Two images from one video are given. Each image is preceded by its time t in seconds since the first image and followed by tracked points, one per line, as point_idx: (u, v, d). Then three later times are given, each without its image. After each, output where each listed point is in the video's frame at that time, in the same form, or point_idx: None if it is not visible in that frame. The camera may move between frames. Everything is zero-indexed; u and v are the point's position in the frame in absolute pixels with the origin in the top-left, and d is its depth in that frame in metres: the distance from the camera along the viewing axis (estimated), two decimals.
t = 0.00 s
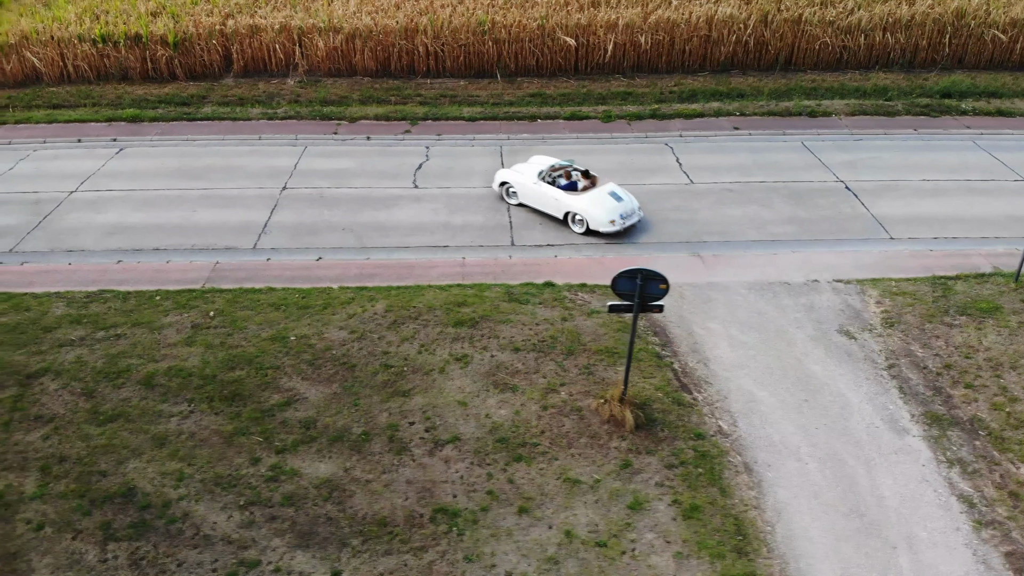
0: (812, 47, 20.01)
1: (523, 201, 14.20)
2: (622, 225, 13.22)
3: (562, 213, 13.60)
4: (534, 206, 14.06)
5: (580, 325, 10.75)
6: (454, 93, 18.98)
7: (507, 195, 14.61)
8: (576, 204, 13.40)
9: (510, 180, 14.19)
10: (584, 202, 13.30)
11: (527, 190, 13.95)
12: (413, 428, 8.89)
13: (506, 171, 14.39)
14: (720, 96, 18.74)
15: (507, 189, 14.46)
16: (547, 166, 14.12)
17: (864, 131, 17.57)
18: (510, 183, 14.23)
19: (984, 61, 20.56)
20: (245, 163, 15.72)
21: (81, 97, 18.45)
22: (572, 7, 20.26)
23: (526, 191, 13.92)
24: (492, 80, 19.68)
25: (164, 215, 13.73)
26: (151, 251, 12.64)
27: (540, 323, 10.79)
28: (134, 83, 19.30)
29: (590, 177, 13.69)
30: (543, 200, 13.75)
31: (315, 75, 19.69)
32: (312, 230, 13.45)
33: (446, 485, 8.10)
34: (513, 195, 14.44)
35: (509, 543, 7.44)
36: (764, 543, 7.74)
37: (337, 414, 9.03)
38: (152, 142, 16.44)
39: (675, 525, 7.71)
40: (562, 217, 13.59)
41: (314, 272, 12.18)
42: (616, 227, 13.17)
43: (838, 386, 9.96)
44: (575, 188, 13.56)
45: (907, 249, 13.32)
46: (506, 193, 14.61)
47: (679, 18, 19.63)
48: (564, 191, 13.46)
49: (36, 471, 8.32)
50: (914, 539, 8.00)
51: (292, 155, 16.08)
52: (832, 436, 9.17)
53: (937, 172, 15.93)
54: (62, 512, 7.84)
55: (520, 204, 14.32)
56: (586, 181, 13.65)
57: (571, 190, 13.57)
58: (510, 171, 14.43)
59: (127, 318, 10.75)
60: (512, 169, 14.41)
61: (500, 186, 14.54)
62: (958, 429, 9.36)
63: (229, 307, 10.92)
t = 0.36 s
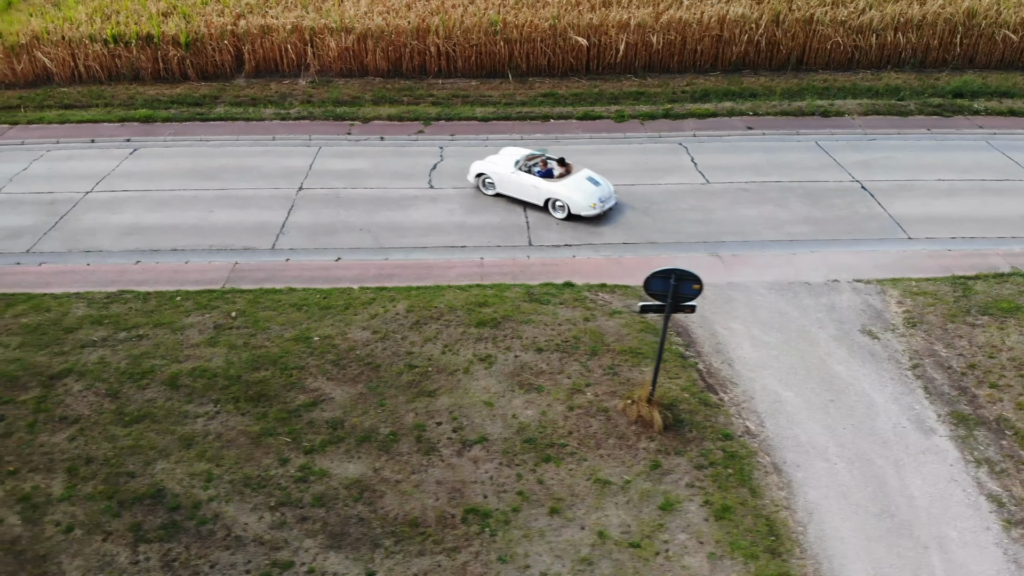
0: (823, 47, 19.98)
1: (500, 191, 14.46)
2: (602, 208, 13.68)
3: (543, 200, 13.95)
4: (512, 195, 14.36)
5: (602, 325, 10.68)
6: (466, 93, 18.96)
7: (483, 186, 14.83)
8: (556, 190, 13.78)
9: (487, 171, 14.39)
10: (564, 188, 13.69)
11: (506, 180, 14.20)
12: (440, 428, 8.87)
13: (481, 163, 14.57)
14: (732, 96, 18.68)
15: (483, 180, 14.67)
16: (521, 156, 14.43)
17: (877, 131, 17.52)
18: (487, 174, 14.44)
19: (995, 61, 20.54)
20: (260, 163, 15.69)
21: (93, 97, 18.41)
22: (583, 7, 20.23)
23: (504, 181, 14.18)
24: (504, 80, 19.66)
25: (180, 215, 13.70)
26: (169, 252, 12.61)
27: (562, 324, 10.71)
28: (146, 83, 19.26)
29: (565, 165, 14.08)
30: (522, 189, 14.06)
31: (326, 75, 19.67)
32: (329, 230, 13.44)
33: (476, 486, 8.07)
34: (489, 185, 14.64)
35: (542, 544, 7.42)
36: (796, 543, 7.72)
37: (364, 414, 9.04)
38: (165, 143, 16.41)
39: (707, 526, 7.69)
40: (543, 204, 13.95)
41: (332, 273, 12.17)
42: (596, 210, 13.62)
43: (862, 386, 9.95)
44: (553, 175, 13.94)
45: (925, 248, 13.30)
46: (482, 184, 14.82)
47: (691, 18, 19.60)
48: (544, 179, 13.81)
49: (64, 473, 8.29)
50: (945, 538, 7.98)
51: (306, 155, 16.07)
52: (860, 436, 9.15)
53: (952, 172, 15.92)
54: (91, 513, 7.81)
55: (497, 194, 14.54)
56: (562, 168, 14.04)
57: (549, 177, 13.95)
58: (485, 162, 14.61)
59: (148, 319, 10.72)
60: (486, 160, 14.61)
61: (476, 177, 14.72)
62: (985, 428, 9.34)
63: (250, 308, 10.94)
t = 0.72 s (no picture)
0: (835, 47, 19.97)
1: (473, 183, 14.70)
2: (577, 193, 14.13)
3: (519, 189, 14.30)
4: (486, 186, 14.63)
5: (627, 326, 10.59)
6: (479, 93, 18.93)
7: (455, 180, 15.01)
8: (532, 179, 14.15)
9: (460, 164, 14.59)
10: (540, 175, 14.07)
11: (480, 172, 14.47)
12: (469, 429, 8.84)
13: (453, 157, 14.75)
14: (746, 96, 18.65)
15: (455, 173, 14.83)
16: (490, 148, 14.73)
17: (892, 131, 17.50)
18: (460, 168, 14.63)
19: (1007, 60, 20.51)
20: (275, 163, 15.67)
21: (106, 98, 18.39)
22: (596, 7, 20.21)
23: (478, 172, 14.42)
24: (516, 80, 19.62)
25: (199, 216, 13.67)
26: (189, 252, 12.59)
27: (586, 324, 10.61)
28: (158, 83, 19.24)
29: (536, 154, 14.47)
30: (497, 179, 14.35)
31: (339, 75, 19.67)
32: (350, 230, 13.59)
33: (509, 486, 8.04)
34: (461, 179, 14.85)
35: (578, 545, 7.39)
36: (832, 544, 7.71)
37: (392, 414, 9.05)
38: (180, 143, 16.39)
39: (742, 527, 7.67)
40: (518, 193, 14.29)
41: (355, 274, 12.31)
42: (571, 195, 14.05)
43: (890, 386, 9.93)
44: (526, 165, 14.30)
45: (944, 248, 13.28)
46: (453, 178, 14.99)
47: (704, 17, 19.56)
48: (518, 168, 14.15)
49: (94, 474, 8.27)
50: (979, 538, 7.96)
51: (321, 156, 16.05)
52: (889, 437, 9.14)
53: (968, 172, 15.89)
54: (123, 514, 7.78)
55: (469, 186, 14.77)
56: (534, 157, 14.43)
57: (522, 166, 14.30)
58: (456, 156, 14.80)
59: (172, 319, 10.70)
60: (457, 154, 14.80)
61: (448, 171, 14.87)
62: (1014, 428, 9.32)
63: (274, 309, 10.99)
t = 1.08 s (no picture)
0: (847, 47, 19.96)
1: (446, 177, 14.86)
2: (551, 181, 14.45)
3: (493, 180, 14.53)
4: (459, 179, 14.81)
5: (650, 325, 10.53)
6: (491, 93, 18.90)
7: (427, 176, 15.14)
8: (506, 169, 14.41)
9: (433, 159, 14.74)
10: (514, 166, 14.35)
11: (452, 166, 14.65)
12: (497, 428, 8.81)
13: (425, 153, 14.89)
14: (758, 95, 18.63)
15: (428, 169, 14.96)
16: (460, 143, 14.95)
17: (905, 131, 17.49)
18: (433, 163, 14.77)
19: (1018, 60, 20.48)
20: (290, 163, 15.65)
21: (118, 97, 18.37)
22: (607, 7, 20.20)
23: (451, 166, 14.60)
24: (528, 80, 19.61)
25: (215, 216, 13.65)
26: (208, 252, 12.58)
27: (609, 324, 10.53)
28: (170, 83, 19.23)
29: (507, 147, 14.76)
30: (471, 172, 14.55)
31: (350, 75, 19.68)
32: (366, 230, 13.61)
33: (539, 486, 8.01)
34: (434, 174, 15.00)
35: (612, 545, 7.38)
36: (864, 543, 7.69)
37: (420, 413, 9.07)
38: (194, 143, 16.38)
39: (775, 526, 7.66)
40: (493, 184, 14.52)
41: (374, 273, 12.36)
42: (546, 184, 14.36)
43: (915, 386, 9.92)
44: (498, 156, 14.56)
45: (962, 248, 13.26)
46: (426, 174, 15.11)
47: (716, 17, 19.53)
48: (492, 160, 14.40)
49: (122, 474, 8.25)
50: (1010, 537, 7.94)
51: (336, 156, 16.04)
52: (916, 436, 9.13)
53: (982, 172, 15.88)
54: (154, 514, 7.77)
55: (442, 181, 14.91)
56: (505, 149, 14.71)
57: (495, 159, 14.55)
58: (428, 152, 14.95)
59: (194, 319, 10.70)
60: (428, 150, 14.95)
61: (420, 168, 15.00)
62: None
63: (296, 309, 11.04)
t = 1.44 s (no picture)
0: (861, 47, 19.95)
1: (412, 173, 15.01)
2: (517, 171, 14.87)
3: (462, 174, 14.81)
4: (426, 174, 15.01)
5: (678, 325, 10.48)
6: (506, 93, 18.86)
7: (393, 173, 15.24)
8: (474, 162, 14.72)
9: (399, 156, 14.86)
10: (482, 159, 14.67)
11: (419, 161, 14.84)
12: (531, 428, 8.75)
13: (390, 150, 15.00)
14: (774, 95, 18.60)
15: (394, 166, 15.06)
16: (423, 139, 15.15)
17: (921, 131, 17.47)
18: (399, 160, 14.90)
19: None
20: (308, 163, 15.63)
21: (133, 97, 18.35)
22: (621, 7, 20.17)
23: (419, 161, 14.78)
24: (542, 80, 19.59)
25: (236, 216, 13.65)
26: (230, 252, 12.59)
27: (638, 324, 10.44)
28: (184, 83, 19.21)
29: (470, 140, 15.07)
30: (438, 166, 14.78)
31: (364, 75, 19.68)
32: (387, 230, 13.62)
33: (577, 486, 7.98)
34: (400, 170, 15.12)
35: (653, 546, 7.37)
36: (904, 543, 7.68)
37: (452, 413, 9.06)
38: (211, 143, 16.36)
39: (815, 526, 7.65)
40: (461, 177, 14.78)
41: (397, 273, 12.37)
42: (513, 174, 14.78)
43: (945, 386, 9.91)
44: (464, 150, 14.86)
45: (985, 248, 13.24)
46: (391, 171, 15.21)
47: (730, 17, 19.49)
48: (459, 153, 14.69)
49: (158, 474, 8.25)
50: None
51: (353, 155, 16.03)
52: (949, 435, 9.12)
53: (1000, 172, 15.85)
54: (192, 515, 7.76)
55: (408, 177, 15.05)
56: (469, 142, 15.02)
57: (461, 152, 14.83)
58: (392, 150, 15.06)
59: (221, 319, 10.75)
60: (393, 147, 15.07)
61: (385, 165, 15.08)
62: None
63: (323, 310, 11.11)
